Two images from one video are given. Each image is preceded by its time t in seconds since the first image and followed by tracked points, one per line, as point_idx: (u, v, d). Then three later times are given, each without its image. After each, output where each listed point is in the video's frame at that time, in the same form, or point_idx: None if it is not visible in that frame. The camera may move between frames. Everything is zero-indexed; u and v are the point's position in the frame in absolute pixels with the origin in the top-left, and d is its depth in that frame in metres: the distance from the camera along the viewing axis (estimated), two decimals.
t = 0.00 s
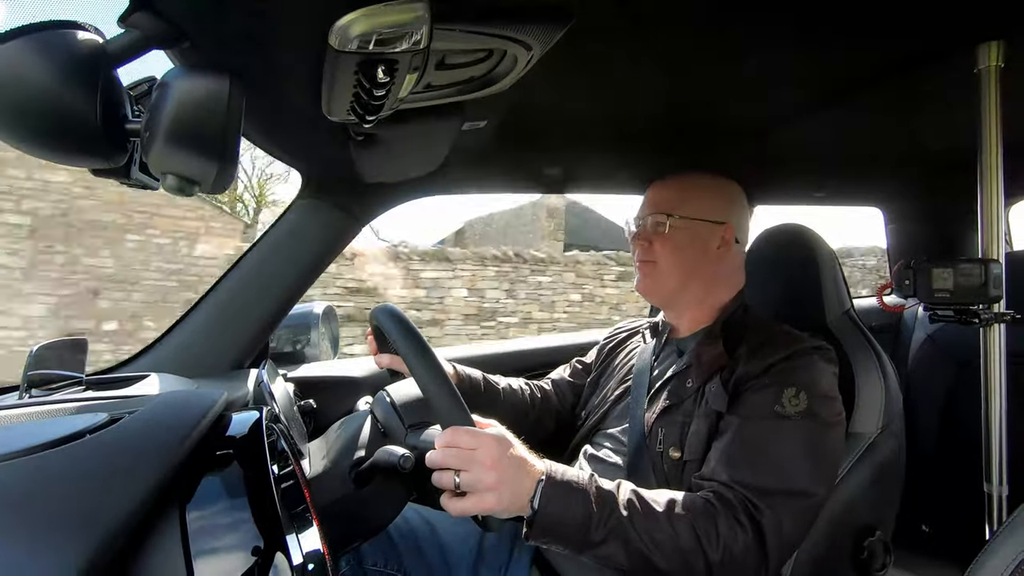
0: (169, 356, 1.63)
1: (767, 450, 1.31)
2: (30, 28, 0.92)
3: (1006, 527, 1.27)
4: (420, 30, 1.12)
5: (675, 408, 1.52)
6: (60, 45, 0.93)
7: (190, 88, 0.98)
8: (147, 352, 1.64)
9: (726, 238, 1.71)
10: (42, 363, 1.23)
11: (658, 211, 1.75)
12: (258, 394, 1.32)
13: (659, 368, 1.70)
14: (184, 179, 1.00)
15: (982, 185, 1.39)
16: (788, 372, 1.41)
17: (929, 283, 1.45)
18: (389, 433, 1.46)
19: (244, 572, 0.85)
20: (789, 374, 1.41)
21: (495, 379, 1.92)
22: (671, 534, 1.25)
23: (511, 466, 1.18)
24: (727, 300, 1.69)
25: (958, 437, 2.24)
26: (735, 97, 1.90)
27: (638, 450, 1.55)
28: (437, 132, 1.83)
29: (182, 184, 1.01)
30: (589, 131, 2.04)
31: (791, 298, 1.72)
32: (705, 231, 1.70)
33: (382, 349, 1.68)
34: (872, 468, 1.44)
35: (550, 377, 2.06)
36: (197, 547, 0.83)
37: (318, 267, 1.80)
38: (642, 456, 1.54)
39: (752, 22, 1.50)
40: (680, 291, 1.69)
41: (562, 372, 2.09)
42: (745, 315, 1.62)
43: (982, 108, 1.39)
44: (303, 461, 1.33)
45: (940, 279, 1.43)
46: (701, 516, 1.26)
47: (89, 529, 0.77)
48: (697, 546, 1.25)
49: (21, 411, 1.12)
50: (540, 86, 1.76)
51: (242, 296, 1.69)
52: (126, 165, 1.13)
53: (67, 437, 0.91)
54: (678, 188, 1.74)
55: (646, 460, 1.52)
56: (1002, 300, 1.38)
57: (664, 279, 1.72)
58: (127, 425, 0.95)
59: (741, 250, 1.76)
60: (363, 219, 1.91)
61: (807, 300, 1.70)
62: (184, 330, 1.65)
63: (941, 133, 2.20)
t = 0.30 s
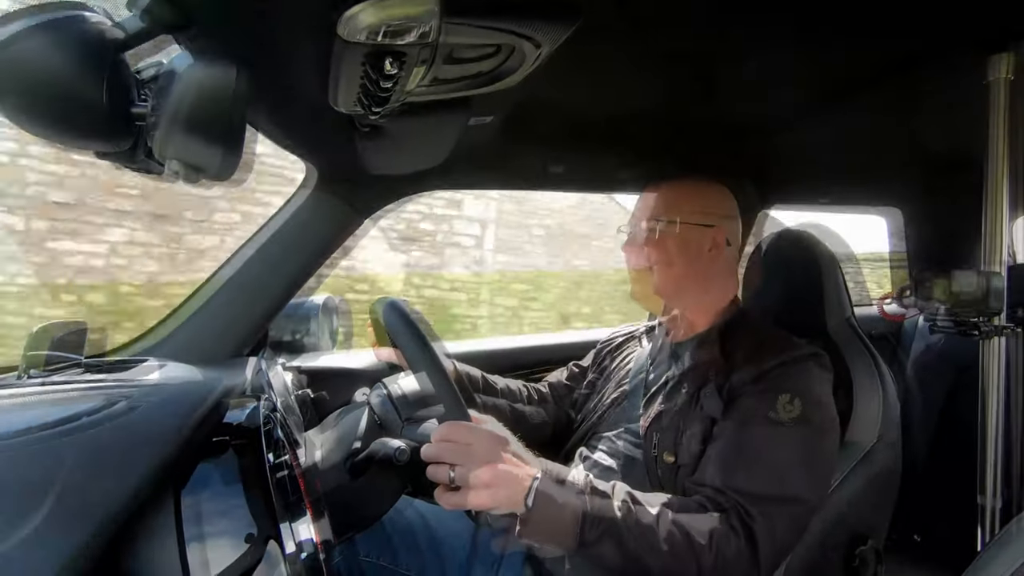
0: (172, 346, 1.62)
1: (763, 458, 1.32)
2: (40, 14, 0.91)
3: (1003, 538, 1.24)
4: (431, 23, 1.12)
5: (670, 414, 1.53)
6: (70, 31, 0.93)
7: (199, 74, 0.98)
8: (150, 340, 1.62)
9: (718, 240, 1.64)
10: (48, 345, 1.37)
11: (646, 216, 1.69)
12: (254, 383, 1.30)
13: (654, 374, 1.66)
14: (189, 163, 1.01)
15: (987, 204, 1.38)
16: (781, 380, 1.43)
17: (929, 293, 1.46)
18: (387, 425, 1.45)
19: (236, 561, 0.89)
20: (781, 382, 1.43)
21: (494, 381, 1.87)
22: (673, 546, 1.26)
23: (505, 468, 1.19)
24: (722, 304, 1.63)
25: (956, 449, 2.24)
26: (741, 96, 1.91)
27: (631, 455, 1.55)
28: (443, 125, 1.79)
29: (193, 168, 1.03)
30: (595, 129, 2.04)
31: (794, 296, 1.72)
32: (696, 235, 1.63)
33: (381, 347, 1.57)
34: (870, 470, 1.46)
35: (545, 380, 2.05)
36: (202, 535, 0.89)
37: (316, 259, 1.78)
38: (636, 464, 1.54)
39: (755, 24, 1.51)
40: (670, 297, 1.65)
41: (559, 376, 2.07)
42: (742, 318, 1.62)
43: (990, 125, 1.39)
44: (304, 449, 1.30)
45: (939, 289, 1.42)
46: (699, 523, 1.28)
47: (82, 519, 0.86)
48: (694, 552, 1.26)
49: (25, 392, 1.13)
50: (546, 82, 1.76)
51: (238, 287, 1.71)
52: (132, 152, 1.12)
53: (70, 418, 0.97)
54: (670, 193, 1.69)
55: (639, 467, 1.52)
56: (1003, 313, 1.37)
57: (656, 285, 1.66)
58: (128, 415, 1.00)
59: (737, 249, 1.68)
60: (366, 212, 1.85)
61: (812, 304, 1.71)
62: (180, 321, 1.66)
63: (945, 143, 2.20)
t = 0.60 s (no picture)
0: (187, 349, 1.74)
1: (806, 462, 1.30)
2: (48, 24, 0.93)
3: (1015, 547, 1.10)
4: (435, 26, 1.11)
5: (695, 404, 1.48)
6: (83, 46, 0.95)
7: (207, 82, 0.99)
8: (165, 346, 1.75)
9: (740, 239, 1.69)
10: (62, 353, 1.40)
11: (668, 212, 1.73)
12: (272, 388, 1.32)
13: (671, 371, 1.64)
14: (202, 175, 1.03)
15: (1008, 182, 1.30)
16: (818, 373, 1.38)
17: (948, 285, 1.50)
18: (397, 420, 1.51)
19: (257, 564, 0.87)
20: (821, 375, 1.37)
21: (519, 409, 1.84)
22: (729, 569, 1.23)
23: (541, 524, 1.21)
24: (739, 298, 1.67)
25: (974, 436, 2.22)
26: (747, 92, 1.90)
27: (655, 447, 1.52)
28: (450, 130, 1.84)
29: (199, 174, 1.03)
30: (601, 130, 2.04)
31: (804, 288, 1.68)
32: (718, 232, 1.68)
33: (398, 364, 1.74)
34: (890, 471, 1.35)
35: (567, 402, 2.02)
36: (213, 544, 0.84)
37: (324, 270, 1.87)
38: (659, 451, 1.51)
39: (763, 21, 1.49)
40: (691, 291, 1.68)
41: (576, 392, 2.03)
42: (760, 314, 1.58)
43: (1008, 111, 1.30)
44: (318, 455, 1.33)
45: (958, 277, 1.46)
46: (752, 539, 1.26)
47: (92, 515, 0.78)
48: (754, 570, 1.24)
49: (43, 402, 1.13)
50: (553, 86, 1.76)
51: (250, 294, 1.80)
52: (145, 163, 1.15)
53: (89, 427, 0.93)
54: (689, 189, 1.72)
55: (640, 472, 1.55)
56: None
57: (674, 279, 1.68)
58: (143, 417, 0.96)
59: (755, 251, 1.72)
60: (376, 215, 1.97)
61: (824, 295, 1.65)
62: (200, 323, 1.76)
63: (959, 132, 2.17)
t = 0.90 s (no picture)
0: (187, 352, 1.73)
1: (820, 462, 1.26)
2: (48, 32, 0.93)
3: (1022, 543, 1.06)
4: (433, 29, 1.11)
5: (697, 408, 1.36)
6: (80, 49, 0.94)
7: (204, 88, 0.98)
8: (164, 350, 1.73)
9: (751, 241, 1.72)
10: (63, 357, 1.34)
11: (681, 215, 1.71)
12: (272, 391, 1.32)
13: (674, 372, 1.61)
14: (200, 179, 1.03)
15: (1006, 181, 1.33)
16: (827, 373, 1.34)
17: (947, 287, 1.48)
18: (396, 426, 1.46)
19: (255, 570, 0.86)
20: (828, 376, 1.33)
21: (517, 410, 1.83)
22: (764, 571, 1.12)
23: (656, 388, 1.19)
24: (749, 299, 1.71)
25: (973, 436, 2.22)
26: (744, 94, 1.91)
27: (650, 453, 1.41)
28: (449, 133, 1.84)
29: (196, 178, 1.03)
30: (600, 132, 2.04)
31: (801, 289, 1.68)
32: (736, 235, 1.69)
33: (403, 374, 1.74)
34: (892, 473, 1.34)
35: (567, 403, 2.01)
36: (212, 548, 0.84)
37: (324, 273, 1.87)
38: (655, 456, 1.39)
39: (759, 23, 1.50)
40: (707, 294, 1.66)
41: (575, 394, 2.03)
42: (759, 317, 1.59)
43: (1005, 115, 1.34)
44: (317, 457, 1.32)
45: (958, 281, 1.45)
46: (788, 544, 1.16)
47: (92, 524, 0.78)
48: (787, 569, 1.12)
49: (43, 405, 1.14)
50: (552, 89, 1.76)
51: (251, 297, 1.79)
52: (144, 167, 1.15)
53: (87, 431, 0.92)
54: (705, 190, 1.71)
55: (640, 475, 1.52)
56: None
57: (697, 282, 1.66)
58: (141, 421, 0.96)
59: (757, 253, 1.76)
60: (376, 219, 1.98)
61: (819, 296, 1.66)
62: (200, 326, 1.76)
63: (956, 133, 2.18)
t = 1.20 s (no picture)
0: (182, 356, 1.72)
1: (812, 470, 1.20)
2: (43, 33, 0.92)
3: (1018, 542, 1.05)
4: (429, 32, 1.11)
5: (690, 412, 1.41)
6: (76, 51, 0.94)
7: (199, 92, 0.98)
8: (159, 354, 1.72)
9: (730, 241, 1.68)
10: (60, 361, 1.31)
11: (658, 221, 1.71)
12: (268, 395, 1.31)
13: (670, 374, 1.61)
14: (195, 182, 1.02)
15: (999, 185, 1.37)
16: (816, 376, 1.29)
17: (942, 289, 1.47)
18: (394, 430, 1.44)
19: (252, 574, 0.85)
20: (816, 378, 1.28)
21: (514, 412, 1.82)
22: None
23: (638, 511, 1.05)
24: (733, 300, 1.65)
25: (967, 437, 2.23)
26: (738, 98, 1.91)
27: (651, 456, 1.45)
28: (445, 136, 1.84)
29: (192, 181, 1.02)
30: (594, 136, 2.05)
31: (797, 290, 1.69)
32: (709, 236, 1.66)
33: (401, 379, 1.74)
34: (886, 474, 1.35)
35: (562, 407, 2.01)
36: (207, 553, 0.83)
37: (319, 277, 1.87)
38: (654, 460, 1.44)
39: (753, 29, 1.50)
40: (687, 297, 1.64)
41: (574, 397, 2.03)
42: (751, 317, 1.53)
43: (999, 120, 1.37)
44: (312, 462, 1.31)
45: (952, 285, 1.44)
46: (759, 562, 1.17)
47: (87, 529, 0.77)
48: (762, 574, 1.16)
49: (37, 410, 1.12)
50: (547, 92, 1.77)
51: (246, 301, 1.78)
52: (139, 169, 1.14)
53: (81, 436, 0.91)
54: (682, 193, 1.70)
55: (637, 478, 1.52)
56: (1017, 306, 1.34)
57: (669, 286, 1.66)
58: (136, 425, 0.95)
59: (746, 252, 1.71)
60: (371, 222, 1.98)
61: (816, 296, 1.66)
62: (194, 330, 1.74)
63: (949, 136, 2.19)
